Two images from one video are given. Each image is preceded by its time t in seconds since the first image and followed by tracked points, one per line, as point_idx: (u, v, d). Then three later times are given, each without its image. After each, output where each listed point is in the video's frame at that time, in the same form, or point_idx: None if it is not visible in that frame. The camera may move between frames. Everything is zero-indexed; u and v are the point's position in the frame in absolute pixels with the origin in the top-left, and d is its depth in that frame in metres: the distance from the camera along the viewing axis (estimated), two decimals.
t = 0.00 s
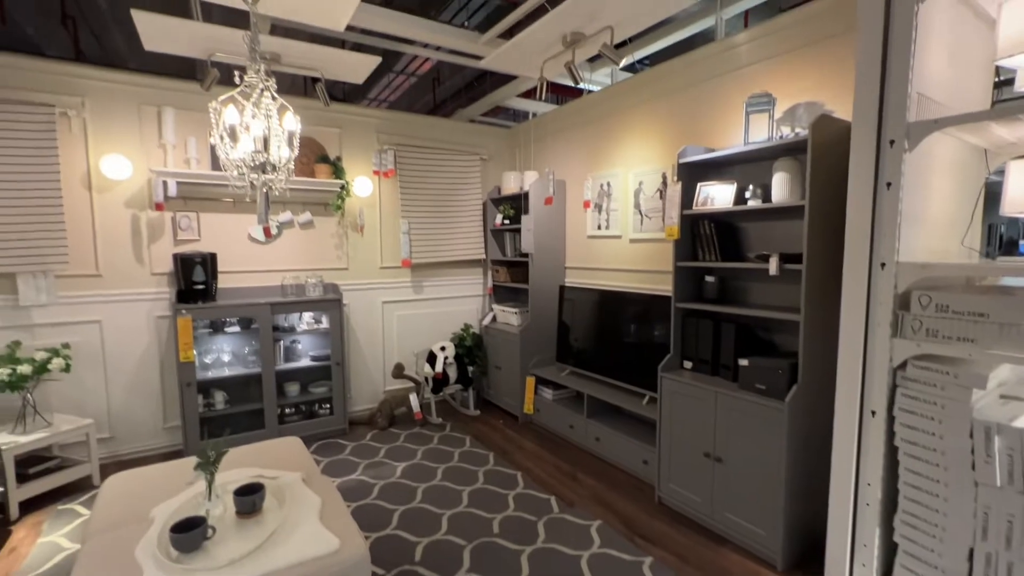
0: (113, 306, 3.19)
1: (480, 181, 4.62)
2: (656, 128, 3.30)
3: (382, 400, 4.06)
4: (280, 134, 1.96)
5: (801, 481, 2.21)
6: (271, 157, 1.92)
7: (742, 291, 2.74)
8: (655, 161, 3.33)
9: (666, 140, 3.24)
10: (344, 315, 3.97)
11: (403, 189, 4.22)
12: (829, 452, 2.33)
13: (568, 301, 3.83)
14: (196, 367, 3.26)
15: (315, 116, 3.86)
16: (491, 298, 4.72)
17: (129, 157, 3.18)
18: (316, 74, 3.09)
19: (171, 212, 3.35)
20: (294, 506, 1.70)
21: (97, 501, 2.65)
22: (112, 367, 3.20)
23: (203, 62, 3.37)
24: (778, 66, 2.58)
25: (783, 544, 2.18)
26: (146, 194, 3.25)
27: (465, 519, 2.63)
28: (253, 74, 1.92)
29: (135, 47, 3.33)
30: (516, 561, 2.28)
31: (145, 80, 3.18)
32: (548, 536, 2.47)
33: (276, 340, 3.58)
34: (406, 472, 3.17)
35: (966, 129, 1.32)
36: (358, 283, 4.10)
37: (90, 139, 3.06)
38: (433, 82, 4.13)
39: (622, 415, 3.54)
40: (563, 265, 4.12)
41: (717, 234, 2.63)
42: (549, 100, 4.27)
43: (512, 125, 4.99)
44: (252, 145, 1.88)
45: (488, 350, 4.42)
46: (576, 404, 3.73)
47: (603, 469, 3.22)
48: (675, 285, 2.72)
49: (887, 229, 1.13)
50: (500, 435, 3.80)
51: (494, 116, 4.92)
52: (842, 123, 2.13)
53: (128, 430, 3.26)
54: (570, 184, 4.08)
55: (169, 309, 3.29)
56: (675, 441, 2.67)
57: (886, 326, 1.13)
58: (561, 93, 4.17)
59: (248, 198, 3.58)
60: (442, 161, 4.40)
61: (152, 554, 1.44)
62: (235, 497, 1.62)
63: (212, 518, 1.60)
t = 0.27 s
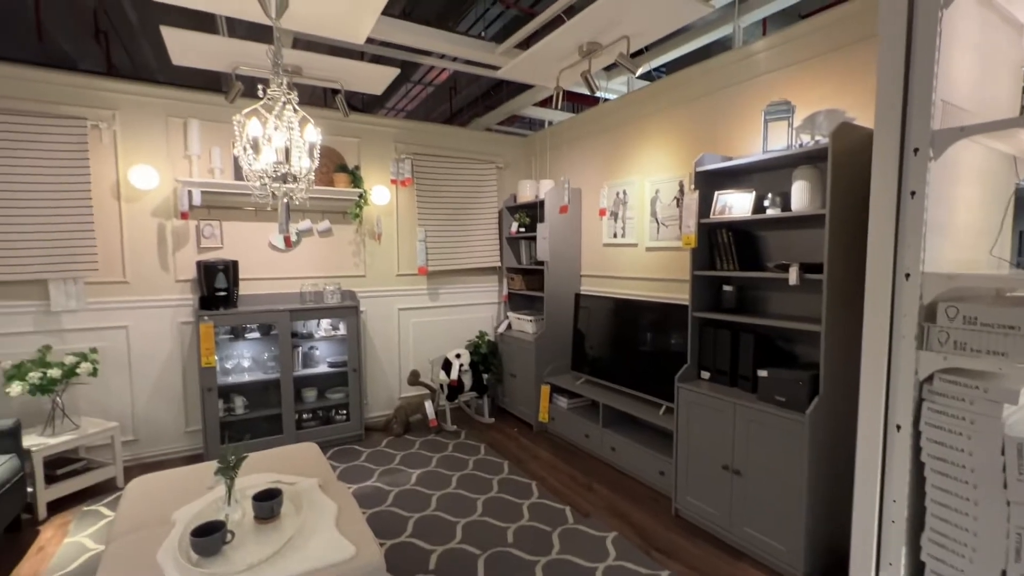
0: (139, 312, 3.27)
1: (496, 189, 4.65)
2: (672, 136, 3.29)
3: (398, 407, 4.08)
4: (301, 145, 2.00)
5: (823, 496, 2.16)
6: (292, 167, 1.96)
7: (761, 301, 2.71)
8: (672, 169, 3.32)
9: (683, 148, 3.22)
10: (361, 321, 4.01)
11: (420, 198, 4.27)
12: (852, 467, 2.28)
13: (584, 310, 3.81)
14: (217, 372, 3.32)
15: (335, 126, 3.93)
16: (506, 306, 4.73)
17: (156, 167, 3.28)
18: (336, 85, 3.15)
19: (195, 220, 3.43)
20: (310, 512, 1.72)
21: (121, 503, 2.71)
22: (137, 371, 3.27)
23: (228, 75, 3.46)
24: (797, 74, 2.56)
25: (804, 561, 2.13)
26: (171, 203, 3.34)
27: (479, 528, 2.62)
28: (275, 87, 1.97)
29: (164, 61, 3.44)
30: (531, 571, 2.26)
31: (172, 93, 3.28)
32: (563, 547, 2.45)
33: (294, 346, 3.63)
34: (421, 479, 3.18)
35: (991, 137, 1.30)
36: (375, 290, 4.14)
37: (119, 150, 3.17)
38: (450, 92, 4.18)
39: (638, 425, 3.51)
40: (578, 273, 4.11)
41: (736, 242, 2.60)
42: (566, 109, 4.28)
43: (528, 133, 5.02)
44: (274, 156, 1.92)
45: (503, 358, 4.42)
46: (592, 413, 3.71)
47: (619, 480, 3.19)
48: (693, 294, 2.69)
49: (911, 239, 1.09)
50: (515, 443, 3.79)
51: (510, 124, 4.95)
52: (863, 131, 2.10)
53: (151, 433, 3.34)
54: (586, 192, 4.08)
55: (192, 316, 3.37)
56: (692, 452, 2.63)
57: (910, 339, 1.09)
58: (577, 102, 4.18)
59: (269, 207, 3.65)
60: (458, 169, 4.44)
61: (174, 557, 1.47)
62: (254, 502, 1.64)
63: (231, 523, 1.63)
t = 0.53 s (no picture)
0: (169, 310, 3.37)
1: (516, 190, 4.66)
2: (695, 136, 3.25)
3: (417, 406, 4.11)
4: (326, 147, 2.03)
5: (850, 504, 2.10)
6: (316, 169, 2.00)
7: (786, 304, 2.65)
8: (694, 169, 3.28)
9: (706, 148, 3.18)
10: (381, 321, 4.05)
11: (440, 199, 4.30)
12: (880, 475, 2.21)
13: (604, 311, 3.79)
14: (242, 370, 3.40)
15: (357, 129, 3.99)
16: (525, 307, 4.73)
17: (186, 169, 3.37)
18: (359, 88, 3.19)
19: (223, 221, 3.52)
20: (331, 507, 1.75)
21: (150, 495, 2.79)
22: (167, 367, 3.37)
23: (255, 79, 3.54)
24: (825, 72, 2.50)
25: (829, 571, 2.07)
26: (200, 204, 3.43)
27: (497, 528, 2.63)
28: (301, 91, 2.01)
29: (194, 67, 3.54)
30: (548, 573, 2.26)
31: (202, 97, 3.37)
32: (581, 550, 2.44)
33: (317, 344, 3.69)
34: (439, 479, 3.20)
35: None
36: (395, 290, 4.19)
37: (152, 152, 3.27)
38: (471, 94, 4.20)
39: (657, 428, 3.47)
40: (598, 275, 4.09)
41: (760, 244, 2.55)
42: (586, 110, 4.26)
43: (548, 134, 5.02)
44: (299, 158, 1.96)
45: (521, 359, 4.42)
46: (611, 416, 3.68)
47: (637, 484, 3.16)
48: (715, 297, 2.66)
49: (947, 239, 1.06)
50: (532, 444, 3.79)
51: (531, 125, 4.95)
52: (894, 131, 2.05)
53: (179, 428, 3.43)
54: (606, 193, 4.05)
55: (219, 314, 3.45)
56: (714, 457, 2.59)
57: (943, 343, 1.05)
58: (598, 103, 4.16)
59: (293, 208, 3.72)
60: (479, 170, 4.46)
61: (199, 548, 1.51)
62: (277, 496, 1.68)
63: (255, 516, 1.66)
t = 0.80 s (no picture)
0: (199, 299, 3.47)
1: (538, 184, 4.64)
2: (722, 128, 3.18)
3: (438, 397, 4.15)
4: (351, 139, 2.06)
5: (879, 506, 2.05)
6: (341, 161, 2.02)
7: (814, 300, 2.58)
8: (720, 162, 3.21)
9: (733, 141, 3.11)
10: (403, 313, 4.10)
11: (462, 192, 4.31)
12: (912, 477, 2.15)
13: (625, 306, 3.76)
14: (269, 358, 3.48)
15: (381, 122, 4.02)
16: (546, 301, 4.72)
17: (216, 162, 3.45)
18: (383, 81, 3.21)
19: (251, 213, 3.59)
20: (354, 494, 1.78)
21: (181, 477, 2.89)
22: (197, 355, 3.47)
23: (282, 73, 3.60)
24: (861, 60, 2.41)
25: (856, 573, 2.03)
26: (230, 196, 3.51)
27: (516, 520, 2.64)
28: (327, 83, 2.03)
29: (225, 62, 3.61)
30: (566, 566, 2.26)
31: (232, 91, 3.44)
32: (600, 544, 2.43)
33: (340, 335, 3.76)
34: (459, 469, 3.23)
35: None
36: (417, 283, 4.22)
37: (184, 146, 3.35)
38: (494, 87, 4.19)
39: (679, 425, 3.43)
40: (620, 269, 4.06)
41: (788, 238, 2.49)
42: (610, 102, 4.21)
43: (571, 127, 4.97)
44: (325, 150, 1.98)
45: (542, 353, 4.42)
46: (631, 411, 3.66)
47: (658, 480, 3.13)
48: (740, 292, 2.60)
49: (988, 232, 1.12)
50: (552, 438, 3.80)
51: (554, 118, 4.92)
52: (934, 120, 1.97)
53: (209, 414, 3.54)
54: (629, 187, 4.01)
55: (247, 304, 3.54)
56: (737, 455, 2.55)
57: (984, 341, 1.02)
58: (623, 95, 4.11)
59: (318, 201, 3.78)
60: (501, 164, 4.45)
61: (228, 529, 1.56)
62: (302, 482, 1.72)
63: (281, 500, 1.70)
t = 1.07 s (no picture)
0: (229, 285, 3.56)
1: (561, 173, 4.60)
2: (752, 116, 3.10)
3: (459, 385, 4.19)
4: (375, 127, 2.07)
5: (910, 505, 1.99)
6: (366, 149, 2.04)
7: (846, 293, 2.51)
8: (750, 151, 3.13)
9: (764, 128, 3.02)
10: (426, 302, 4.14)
11: (485, 182, 4.31)
12: (946, 477, 2.08)
13: (648, 298, 3.71)
14: (295, 344, 3.56)
15: (406, 111, 4.04)
16: (568, 291, 4.70)
17: (245, 152, 3.52)
18: (408, 70, 3.22)
19: (278, 201, 3.66)
20: (377, 477, 1.82)
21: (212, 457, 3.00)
22: (227, 339, 3.58)
23: (309, 63, 3.64)
24: (903, 43, 2.31)
25: (884, 573, 1.98)
26: (258, 185, 3.58)
27: (535, 508, 2.66)
28: (353, 71, 2.05)
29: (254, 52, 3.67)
30: (584, 555, 2.27)
31: (261, 81, 3.50)
32: (619, 534, 2.43)
33: (364, 322, 3.82)
34: (479, 457, 3.27)
35: None
36: (439, 272, 4.25)
37: (214, 135, 3.43)
38: (518, 75, 4.16)
39: (701, 418, 3.39)
40: (644, 260, 4.01)
41: (820, 229, 2.42)
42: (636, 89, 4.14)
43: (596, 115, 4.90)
44: (350, 138, 2.00)
45: (563, 343, 4.41)
46: (652, 403, 3.63)
47: (679, 473, 3.11)
48: (768, 284, 2.54)
49: None
50: (572, 428, 3.80)
51: (578, 106, 4.85)
52: (980, 105, 1.87)
53: (238, 397, 3.64)
54: (654, 176, 3.94)
55: (274, 291, 3.62)
56: (761, 449, 2.51)
57: None
58: (649, 82, 4.03)
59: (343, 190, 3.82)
60: (524, 153, 4.43)
61: (256, 507, 1.61)
62: (326, 464, 1.76)
63: (306, 480, 1.75)
